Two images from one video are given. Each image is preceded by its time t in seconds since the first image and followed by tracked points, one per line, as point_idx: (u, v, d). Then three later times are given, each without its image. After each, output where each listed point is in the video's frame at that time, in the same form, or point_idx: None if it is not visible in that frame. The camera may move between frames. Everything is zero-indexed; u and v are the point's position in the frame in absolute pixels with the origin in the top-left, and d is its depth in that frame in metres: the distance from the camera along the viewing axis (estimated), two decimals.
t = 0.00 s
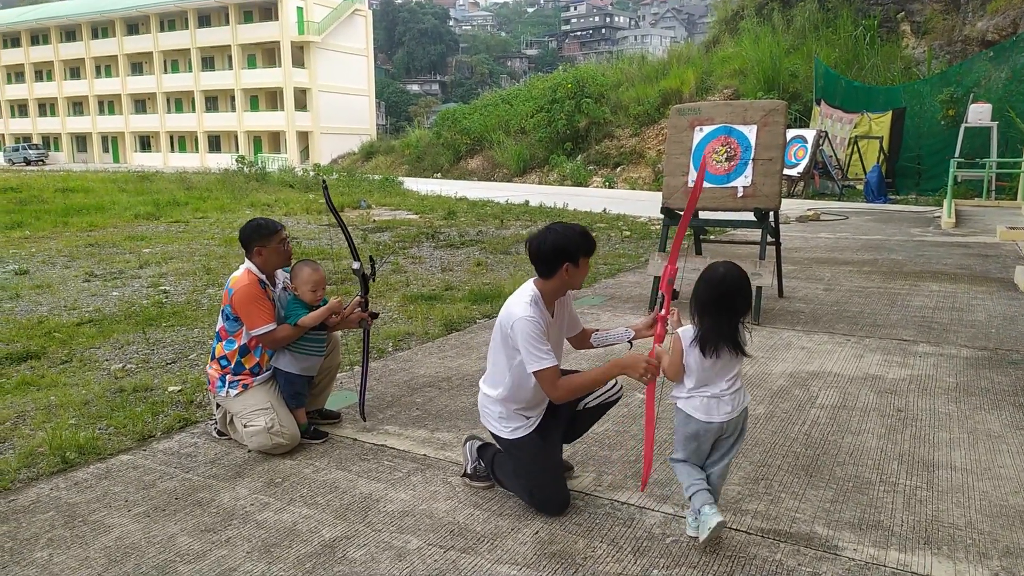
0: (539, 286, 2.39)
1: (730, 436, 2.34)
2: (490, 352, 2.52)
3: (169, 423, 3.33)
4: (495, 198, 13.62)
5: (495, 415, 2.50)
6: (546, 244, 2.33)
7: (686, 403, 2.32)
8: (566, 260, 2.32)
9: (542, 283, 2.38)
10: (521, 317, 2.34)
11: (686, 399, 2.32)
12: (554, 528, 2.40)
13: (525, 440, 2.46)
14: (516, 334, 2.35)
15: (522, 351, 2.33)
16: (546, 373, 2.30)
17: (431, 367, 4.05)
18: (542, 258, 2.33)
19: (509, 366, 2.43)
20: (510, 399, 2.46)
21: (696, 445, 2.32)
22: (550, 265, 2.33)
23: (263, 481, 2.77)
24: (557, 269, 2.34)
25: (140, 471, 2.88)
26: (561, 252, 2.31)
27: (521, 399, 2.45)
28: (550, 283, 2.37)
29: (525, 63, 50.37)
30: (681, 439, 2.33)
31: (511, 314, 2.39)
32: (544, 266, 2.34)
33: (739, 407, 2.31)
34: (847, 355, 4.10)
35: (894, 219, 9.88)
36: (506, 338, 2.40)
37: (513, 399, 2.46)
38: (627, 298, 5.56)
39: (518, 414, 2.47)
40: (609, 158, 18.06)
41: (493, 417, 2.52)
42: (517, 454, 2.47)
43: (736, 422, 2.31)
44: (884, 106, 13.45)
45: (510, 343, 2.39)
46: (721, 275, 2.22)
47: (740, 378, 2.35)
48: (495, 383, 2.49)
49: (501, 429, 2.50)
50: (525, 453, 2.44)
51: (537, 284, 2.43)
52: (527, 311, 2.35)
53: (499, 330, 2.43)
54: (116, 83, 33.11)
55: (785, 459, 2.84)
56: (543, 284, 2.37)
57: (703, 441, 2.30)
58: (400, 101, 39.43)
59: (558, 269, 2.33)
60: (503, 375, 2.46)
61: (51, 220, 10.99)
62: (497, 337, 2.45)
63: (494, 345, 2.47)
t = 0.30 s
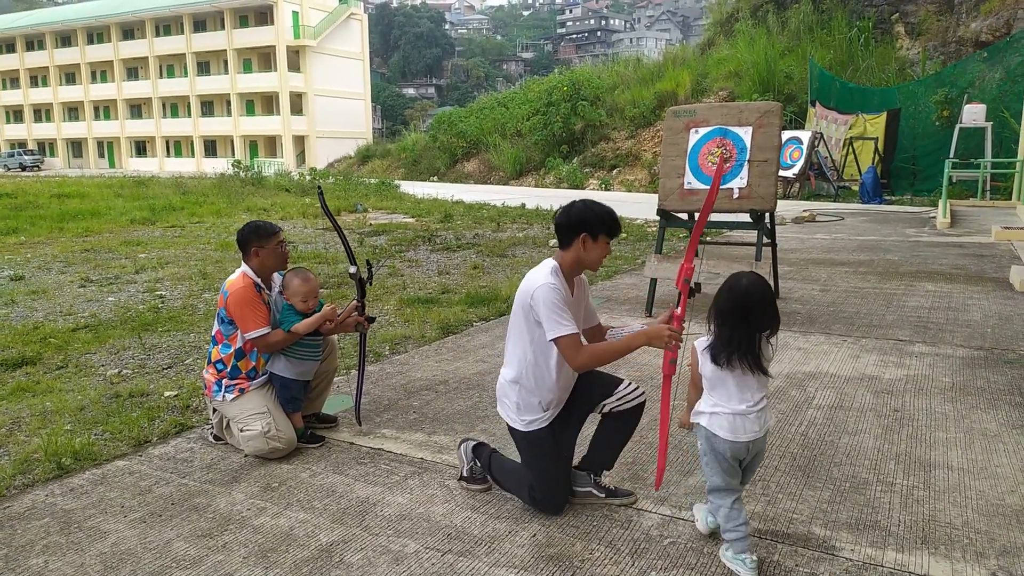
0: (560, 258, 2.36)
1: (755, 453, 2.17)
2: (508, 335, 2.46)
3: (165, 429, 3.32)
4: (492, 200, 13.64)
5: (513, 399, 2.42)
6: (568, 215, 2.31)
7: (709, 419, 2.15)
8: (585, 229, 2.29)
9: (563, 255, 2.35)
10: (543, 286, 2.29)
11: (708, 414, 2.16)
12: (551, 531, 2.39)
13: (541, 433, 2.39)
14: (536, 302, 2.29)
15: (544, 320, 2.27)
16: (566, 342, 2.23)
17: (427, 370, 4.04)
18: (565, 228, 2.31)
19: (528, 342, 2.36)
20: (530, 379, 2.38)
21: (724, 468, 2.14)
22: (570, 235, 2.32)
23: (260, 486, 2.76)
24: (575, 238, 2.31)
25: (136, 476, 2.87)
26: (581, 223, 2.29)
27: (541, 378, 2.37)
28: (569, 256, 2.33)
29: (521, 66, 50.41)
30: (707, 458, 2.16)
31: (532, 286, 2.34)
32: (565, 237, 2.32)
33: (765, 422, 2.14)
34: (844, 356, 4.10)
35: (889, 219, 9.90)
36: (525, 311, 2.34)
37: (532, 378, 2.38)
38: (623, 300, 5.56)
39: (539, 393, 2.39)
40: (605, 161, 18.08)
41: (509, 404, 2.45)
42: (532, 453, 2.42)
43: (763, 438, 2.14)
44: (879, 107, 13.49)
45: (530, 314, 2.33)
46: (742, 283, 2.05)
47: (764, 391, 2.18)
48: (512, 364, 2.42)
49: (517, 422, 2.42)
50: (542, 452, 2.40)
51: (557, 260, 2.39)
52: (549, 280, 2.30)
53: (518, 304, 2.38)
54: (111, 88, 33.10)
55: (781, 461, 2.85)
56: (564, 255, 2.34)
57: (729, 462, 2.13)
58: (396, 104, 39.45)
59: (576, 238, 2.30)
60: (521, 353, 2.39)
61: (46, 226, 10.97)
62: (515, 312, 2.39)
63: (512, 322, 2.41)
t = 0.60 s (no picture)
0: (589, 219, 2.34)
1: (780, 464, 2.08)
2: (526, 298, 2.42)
3: (162, 430, 3.31)
4: (489, 202, 13.66)
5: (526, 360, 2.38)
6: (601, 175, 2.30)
7: (724, 421, 2.12)
8: (616, 187, 2.27)
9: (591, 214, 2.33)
10: (572, 244, 2.27)
11: (723, 416, 2.12)
12: (549, 533, 2.39)
13: (548, 398, 2.37)
14: (564, 260, 2.27)
15: (570, 277, 2.24)
16: (591, 301, 2.21)
17: (425, 372, 4.05)
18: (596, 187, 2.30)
19: (549, 302, 2.33)
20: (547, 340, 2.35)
21: (735, 471, 2.10)
22: (600, 192, 2.30)
23: (257, 488, 2.76)
24: (604, 197, 2.29)
25: (133, 478, 2.86)
26: (612, 183, 2.28)
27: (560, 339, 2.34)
28: (598, 215, 2.32)
29: (518, 68, 50.44)
30: (720, 460, 2.13)
31: (559, 244, 2.31)
32: (597, 195, 2.31)
33: (784, 431, 2.05)
34: (841, 358, 4.12)
35: (887, 222, 9.92)
36: (551, 269, 2.31)
37: (548, 338, 2.35)
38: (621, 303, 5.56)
39: (557, 354, 2.36)
40: (602, 163, 18.10)
41: (519, 363, 2.41)
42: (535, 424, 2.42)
43: (782, 447, 2.06)
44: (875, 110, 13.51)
45: (555, 273, 2.31)
46: (760, 284, 2.02)
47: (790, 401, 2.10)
48: (527, 323, 2.38)
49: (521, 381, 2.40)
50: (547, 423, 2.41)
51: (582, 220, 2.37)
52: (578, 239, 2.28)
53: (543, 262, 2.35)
54: (108, 90, 33.08)
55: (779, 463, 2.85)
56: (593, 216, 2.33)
57: (741, 466, 2.09)
58: (393, 106, 39.45)
59: (605, 197, 2.29)
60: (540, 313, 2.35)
61: (43, 227, 10.95)
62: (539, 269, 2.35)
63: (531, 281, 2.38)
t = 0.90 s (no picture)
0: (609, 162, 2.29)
1: (830, 475, 2.00)
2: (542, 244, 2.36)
3: (159, 429, 3.31)
4: (488, 203, 13.64)
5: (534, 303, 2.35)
6: (626, 117, 2.26)
7: (772, 431, 2.06)
8: (641, 133, 2.23)
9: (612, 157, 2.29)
10: (587, 183, 2.22)
11: (772, 424, 2.07)
12: (546, 534, 2.39)
13: (559, 348, 2.31)
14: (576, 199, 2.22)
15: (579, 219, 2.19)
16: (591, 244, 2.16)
17: (423, 372, 4.04)
18: (620, 130, 2.27)
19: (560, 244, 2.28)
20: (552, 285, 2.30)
21: (773, 480, 2.05)
22: (623, 137, 2.26)
23: (254, 487, 2.76)
24: (627, 141, 2.25)
25: (130, 476, 2.86)
26: (637, 126, 2.24)
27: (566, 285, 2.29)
28: (619, 160, 2.27)
29: (517, 69, 50.44)
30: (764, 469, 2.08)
31: (577, 184, 2.27)
32: (619, 138, 2.27)
33: (835, 443, 1.98)
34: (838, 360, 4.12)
35: (885, 224, 9.93)
36: (563, 210, 2.28)
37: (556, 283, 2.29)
38: (619, 303, 5.56)
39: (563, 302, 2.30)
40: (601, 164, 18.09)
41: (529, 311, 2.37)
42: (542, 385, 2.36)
43: (834, 461, 1.98)
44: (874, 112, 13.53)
45: (567, 212, 2.26)
46: (808, 291, 1.96)
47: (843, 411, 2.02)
48: (540, 269, 2.34)
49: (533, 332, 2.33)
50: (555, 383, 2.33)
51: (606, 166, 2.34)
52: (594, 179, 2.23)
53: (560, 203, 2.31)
54: (107, 88, 33.04)
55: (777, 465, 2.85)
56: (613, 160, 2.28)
57: (783, 477, 2.02)
58: (392, 106, 39.42)
59: (630, 140, 2.24)
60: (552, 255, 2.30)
61: (41, 225, 10.92)
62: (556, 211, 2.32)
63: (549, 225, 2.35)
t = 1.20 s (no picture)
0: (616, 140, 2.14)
1: (854, 481, 1.99)
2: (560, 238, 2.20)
3: (159, 429, 3.31)
4: (488, 203, 13.64)
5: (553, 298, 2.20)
6: (627, 90, 2.11)
7: (803, 427, 2.09)
8: (647, 106, 2.07)
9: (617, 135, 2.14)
10: (587, 166, 2.07)
11: (803, 423, 2.09)
12: (546, 534, 2.40)
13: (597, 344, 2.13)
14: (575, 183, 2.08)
15: (578, 207, 2.05)
16: (587, 235, 2.02)
17: (422, 372, 4.05)
18: (622, 104, 2.11)
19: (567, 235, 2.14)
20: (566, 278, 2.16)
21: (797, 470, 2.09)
22: (628, 111, 2.11)
23: (255, 486, 2.76)
24: (633, 115, 2.09)
25: (130, 476, 2.86)
26: (642, 98, 2.08)
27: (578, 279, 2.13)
28: (626, 136, 2.12)
29: (518, 68, 50.45)
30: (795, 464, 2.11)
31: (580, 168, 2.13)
32: (623, 113, 2.12)
33: (857, 450, 1.97)
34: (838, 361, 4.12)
35: (885, 225, 9.93)
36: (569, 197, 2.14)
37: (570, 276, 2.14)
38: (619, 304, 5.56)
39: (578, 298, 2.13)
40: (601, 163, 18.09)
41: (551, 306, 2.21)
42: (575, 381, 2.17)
43: (855, 466, 1.97)
44: (875, 113, 13.52)
45: (570, 200, 2.12)
46: (848, 294, 1.95)
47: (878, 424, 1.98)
48: (559, 261, 2.20)
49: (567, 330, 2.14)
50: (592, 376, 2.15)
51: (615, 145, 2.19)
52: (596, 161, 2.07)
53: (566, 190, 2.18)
54: (107, 87, 33.05)
55: (777, 465, 2.85)
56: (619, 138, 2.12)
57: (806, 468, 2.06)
58: (393, 105, 39.43)
59: (635, 114, 2.09)
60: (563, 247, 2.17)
61: (41, 225, 10.93)
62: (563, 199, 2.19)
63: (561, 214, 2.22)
